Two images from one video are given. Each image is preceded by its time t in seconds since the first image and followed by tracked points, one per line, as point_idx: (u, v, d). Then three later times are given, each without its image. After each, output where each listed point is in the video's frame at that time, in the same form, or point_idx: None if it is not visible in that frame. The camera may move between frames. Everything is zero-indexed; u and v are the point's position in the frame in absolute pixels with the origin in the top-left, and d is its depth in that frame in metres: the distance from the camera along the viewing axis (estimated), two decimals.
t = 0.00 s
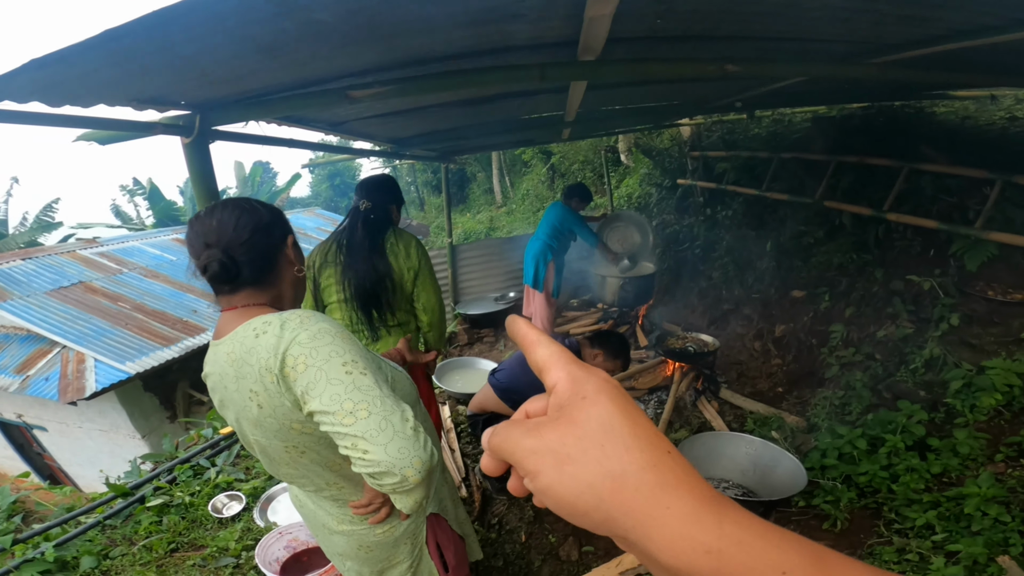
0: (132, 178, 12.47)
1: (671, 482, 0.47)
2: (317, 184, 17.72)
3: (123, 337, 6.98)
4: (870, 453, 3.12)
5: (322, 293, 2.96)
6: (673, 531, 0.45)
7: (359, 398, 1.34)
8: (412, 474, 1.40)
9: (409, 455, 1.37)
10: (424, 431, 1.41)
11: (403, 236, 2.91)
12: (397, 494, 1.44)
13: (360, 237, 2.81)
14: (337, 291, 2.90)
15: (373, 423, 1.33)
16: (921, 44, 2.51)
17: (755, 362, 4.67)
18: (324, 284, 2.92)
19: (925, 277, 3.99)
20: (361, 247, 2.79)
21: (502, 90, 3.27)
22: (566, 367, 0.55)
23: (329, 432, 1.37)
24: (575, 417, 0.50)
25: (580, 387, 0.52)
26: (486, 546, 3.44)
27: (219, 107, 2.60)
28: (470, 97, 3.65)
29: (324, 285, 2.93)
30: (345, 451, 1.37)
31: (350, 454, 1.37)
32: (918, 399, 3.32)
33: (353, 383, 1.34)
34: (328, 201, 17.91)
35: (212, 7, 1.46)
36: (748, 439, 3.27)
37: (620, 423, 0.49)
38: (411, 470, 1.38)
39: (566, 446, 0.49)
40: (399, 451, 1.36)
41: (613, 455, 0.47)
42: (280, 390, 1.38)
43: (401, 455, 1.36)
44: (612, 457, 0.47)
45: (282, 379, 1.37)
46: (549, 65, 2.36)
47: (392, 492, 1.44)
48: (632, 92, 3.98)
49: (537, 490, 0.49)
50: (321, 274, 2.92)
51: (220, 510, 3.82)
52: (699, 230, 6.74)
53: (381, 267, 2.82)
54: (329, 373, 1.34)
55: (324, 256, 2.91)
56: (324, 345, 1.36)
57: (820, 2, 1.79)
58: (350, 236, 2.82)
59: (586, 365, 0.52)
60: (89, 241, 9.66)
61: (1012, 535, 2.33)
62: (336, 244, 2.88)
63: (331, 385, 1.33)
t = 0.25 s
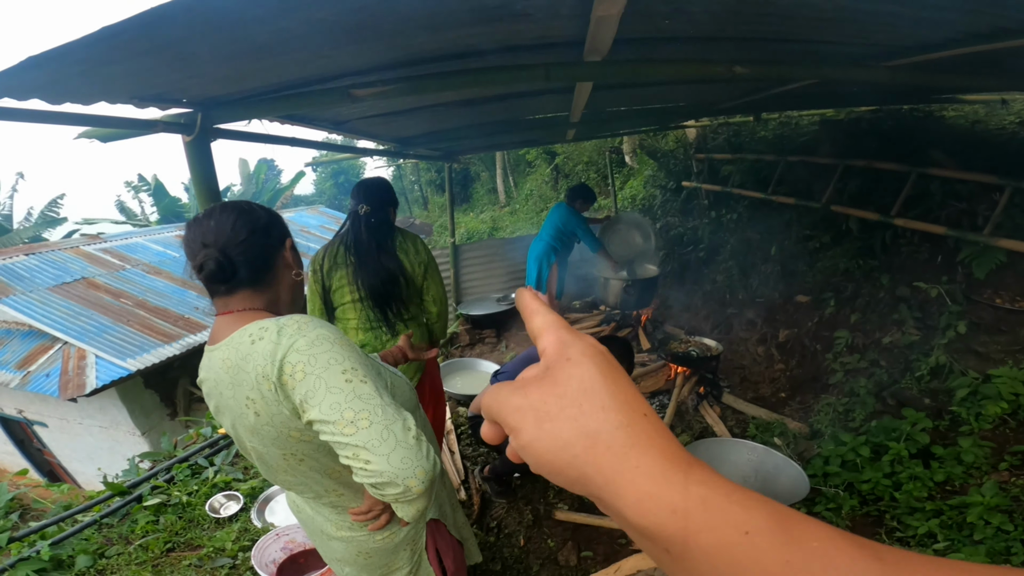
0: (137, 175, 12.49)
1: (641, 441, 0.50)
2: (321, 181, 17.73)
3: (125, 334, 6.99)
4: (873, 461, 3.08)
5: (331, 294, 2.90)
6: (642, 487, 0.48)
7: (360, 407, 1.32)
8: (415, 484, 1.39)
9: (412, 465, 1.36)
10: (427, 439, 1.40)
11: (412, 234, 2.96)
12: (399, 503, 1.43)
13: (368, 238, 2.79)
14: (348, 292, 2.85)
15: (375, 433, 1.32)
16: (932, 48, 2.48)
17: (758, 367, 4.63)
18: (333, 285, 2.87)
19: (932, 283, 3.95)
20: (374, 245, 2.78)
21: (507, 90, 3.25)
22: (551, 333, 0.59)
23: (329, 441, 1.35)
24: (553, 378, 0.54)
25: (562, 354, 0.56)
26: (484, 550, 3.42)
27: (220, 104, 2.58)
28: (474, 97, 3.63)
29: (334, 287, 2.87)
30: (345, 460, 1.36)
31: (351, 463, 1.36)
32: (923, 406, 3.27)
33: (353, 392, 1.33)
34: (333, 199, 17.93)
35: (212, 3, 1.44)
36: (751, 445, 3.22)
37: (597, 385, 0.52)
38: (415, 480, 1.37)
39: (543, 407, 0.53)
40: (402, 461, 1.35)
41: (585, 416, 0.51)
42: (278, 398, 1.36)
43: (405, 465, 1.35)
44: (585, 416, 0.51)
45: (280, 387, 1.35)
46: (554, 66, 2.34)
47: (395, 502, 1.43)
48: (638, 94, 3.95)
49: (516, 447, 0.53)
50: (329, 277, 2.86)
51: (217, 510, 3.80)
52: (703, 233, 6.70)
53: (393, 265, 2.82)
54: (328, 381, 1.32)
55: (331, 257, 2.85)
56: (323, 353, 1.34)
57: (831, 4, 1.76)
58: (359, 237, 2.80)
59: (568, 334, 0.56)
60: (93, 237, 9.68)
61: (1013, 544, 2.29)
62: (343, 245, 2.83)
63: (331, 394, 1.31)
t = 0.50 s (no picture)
0: (138, 171, 12.47)
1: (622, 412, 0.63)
2: (323, 179, 17.70)
3: (124, 332, 6.98)
4: (872, 473, 3.05)
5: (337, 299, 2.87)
6: (618, 446, 0.60)
7: (358, 432, 1.31)
8: (414, 510, 1.38)
9: (411, 491, 1.35)
10: (426, 464, 1.38)
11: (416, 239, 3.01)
12: (398, 526, 1.42)
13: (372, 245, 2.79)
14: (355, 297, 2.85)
15: (373, 459, 1.31)
16: (942, 58, 2.45)
17: (758, 375, 4.61)
18: (340, 291, 2.85)
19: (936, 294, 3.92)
20: (380, 252, 2.81)
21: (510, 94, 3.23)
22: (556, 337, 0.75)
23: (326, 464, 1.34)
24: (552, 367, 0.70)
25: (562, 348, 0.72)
26: (481, 557, 3.41)
27: (220, 107, 2.56)
28: (478, 100, 3.61)
29: (340, 293, 2.85)
30: (343, 484, 1.35)
31: (349, 488, 1.35)
32: (922, 418, 3.25)
33: (351, 416, 1.31)
34: (334, 197, 17.90)
35: (211, 7, 1.42)
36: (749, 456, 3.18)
37: (589, 372, 0.67)
38: (414, 506, 1.36)
39: (543, 388, 0.70)
40: (401, 487, 1.34)
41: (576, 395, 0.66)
42: (273, 420, 1.35)
43: (404, 492, 1.34)
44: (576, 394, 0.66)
45: (276, 410, 1.33)
46: (559, 71, 2.32)
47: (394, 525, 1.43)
48: (643, 99, 3.93)
49: (526, 421, 0.69)
50: (336, 282, 2.83)
51: (213, 513, 3.79)
52: (705, 238, 6.67)
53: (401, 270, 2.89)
54: (325, 406, 1.30)
55: (339, 262, 2.82)
56: (319, 376, 1.32)
57: (842, 13, 1.73)
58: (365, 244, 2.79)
59: (564, 336, 0.73)
60: (93, 234, 9.67)
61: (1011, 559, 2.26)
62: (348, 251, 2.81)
63: (327, 418, 1.30)
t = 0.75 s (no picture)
0: (128, 163, 12.31)
1: (601, 421, 0.62)
2: (315, 173, 17.56)
3: (111, 326, 6.89)
4: (858, 472, 3.09)
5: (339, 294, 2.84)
6: (598, 456, 0.59)
7: (338, 433, 1.29)
8: (395, 513, 1.36)
9: (392, 495, 1.33)
10: (409, 467, 1.36)
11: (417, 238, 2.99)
12: (379, 530, 1.41)
13: (373, 246, 2.77)
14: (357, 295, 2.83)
15: (352, 461, 1.29)
16: (937, 59, 2.46)
17: (748, 373, 4.63)
18: (343, 288, 2.82)
19: (925, 295, 3.96)
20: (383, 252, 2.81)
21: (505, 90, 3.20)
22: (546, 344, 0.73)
23: (306, 465, 1.33)
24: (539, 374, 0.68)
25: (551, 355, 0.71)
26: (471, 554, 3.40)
27: (208, 99, 2.52)
28: (473, 96, 3.58)
29: (343, 289, 2.81)
30: (323, 485, 1.34)
31: (329, 490, 1.33)
32: (909, 417, 3.28)
33: (332, 417, 1.30)
34: (327, 191, 17.79)
35: None
36: (740, 455, 3.21)
37: (575, 381, 0.66)
38: (394, 510, 1.35)
39: (529, 394, 0.67)
40: (380, 490, 1.32)
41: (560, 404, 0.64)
42: (254, 419, 1.33)
43: (384, 495, 1.32)
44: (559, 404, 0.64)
45: (256, 409, 1.32)
46: (554, 67, 2.30)
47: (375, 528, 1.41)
48: (638, 96, 3.92)
49: (511, 427, 0.68)
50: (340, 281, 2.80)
51: (200, 509, 3.76)
52: (698, 236, 6.69)
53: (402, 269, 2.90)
54: (305, 405, 1.29)
55: (342, 262, 2.77)
56: (300, 375, 1.31)
57: (838, 12, 1.73)
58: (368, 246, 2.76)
59: (556, 342, 0.71)
60: (80, 227, 9.53)
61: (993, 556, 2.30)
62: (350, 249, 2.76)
63: (307, 418, 1.29)
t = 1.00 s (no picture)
0: (108, 153, 12.04)
1: (575, 424, 0.65)
2: (302, 164, 17.33)
3: (91, 318, 6.76)
4: (839, 465, 3.16)
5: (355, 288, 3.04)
6: (572, 460, 0.62)
7: (321, 421, 1.28)
8: (379, 502, 1.36)
9: (376, 483, 1.33)
10: (392, 455, 1.36)
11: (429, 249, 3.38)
12: (364, 519, 1.40)
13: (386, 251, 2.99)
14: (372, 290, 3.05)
15: (336, 449, 1.28)
16: (925, 57, 2.47)
17: (732, 368, 4.69)
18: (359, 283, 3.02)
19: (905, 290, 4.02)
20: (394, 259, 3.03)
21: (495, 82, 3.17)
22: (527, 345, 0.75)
23: (289, 454, 1.32)
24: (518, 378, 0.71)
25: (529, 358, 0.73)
26: (458, 546, 3.42)
27: (191, 89, 2.47)
28: (462, 88, 3.55)
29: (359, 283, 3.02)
30: (306, 475, 1.32)
31: (312, 479, 1.32)
32: (889, 412, 3.35)
33: (314, 405, 1.28)
34: (314, 182, 17.59)
35: None
36: (723, 448, 3.25)
37: (552, 385, 0.68)
38: (379, 498, 1.34)
39: (509, 398, 0.70)
40: (365, 478, 1.32)
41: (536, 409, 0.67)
42: (235, 408, 1.32)
43: (368, 483, 1.32)
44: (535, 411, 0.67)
45: (237, 398, 1.30)
46: (544, 60, 2.28)
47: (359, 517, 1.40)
48: (628, 90, 3.91)
49: (491, 428, 0.70)
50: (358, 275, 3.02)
51: (183, 503, 3.72)
52: (685, 230, 6.73)
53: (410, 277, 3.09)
54: (288, 393, 1.27)
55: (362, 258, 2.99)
56: (282, 362, 1.29)
57: (828, 8, 1.74)
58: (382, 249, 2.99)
59: (538, 342, 0.73)
60: (59, 217, 9.31)
61: (969, 551, 2.34)
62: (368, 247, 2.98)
63: (290, 407, 1.27)
